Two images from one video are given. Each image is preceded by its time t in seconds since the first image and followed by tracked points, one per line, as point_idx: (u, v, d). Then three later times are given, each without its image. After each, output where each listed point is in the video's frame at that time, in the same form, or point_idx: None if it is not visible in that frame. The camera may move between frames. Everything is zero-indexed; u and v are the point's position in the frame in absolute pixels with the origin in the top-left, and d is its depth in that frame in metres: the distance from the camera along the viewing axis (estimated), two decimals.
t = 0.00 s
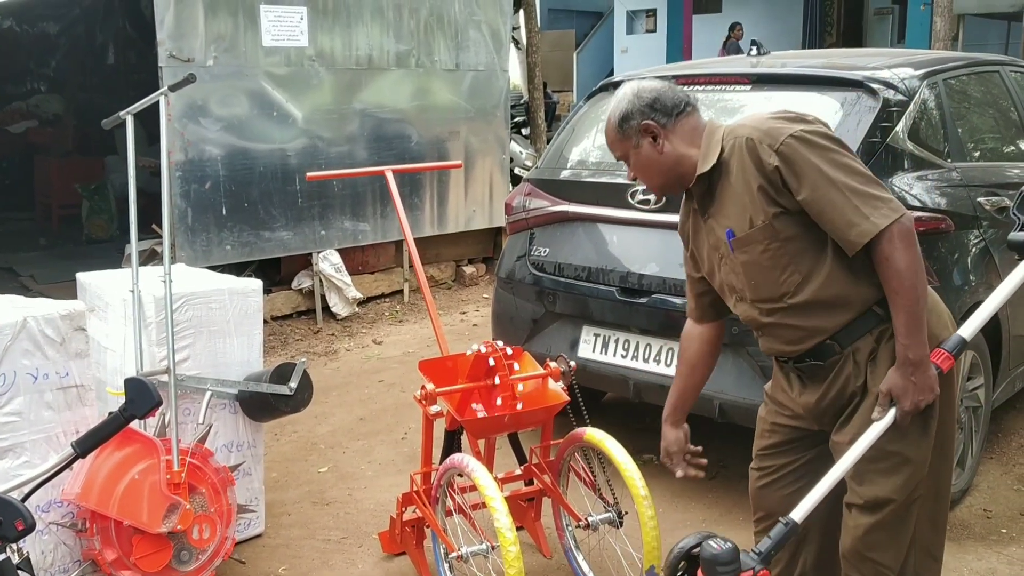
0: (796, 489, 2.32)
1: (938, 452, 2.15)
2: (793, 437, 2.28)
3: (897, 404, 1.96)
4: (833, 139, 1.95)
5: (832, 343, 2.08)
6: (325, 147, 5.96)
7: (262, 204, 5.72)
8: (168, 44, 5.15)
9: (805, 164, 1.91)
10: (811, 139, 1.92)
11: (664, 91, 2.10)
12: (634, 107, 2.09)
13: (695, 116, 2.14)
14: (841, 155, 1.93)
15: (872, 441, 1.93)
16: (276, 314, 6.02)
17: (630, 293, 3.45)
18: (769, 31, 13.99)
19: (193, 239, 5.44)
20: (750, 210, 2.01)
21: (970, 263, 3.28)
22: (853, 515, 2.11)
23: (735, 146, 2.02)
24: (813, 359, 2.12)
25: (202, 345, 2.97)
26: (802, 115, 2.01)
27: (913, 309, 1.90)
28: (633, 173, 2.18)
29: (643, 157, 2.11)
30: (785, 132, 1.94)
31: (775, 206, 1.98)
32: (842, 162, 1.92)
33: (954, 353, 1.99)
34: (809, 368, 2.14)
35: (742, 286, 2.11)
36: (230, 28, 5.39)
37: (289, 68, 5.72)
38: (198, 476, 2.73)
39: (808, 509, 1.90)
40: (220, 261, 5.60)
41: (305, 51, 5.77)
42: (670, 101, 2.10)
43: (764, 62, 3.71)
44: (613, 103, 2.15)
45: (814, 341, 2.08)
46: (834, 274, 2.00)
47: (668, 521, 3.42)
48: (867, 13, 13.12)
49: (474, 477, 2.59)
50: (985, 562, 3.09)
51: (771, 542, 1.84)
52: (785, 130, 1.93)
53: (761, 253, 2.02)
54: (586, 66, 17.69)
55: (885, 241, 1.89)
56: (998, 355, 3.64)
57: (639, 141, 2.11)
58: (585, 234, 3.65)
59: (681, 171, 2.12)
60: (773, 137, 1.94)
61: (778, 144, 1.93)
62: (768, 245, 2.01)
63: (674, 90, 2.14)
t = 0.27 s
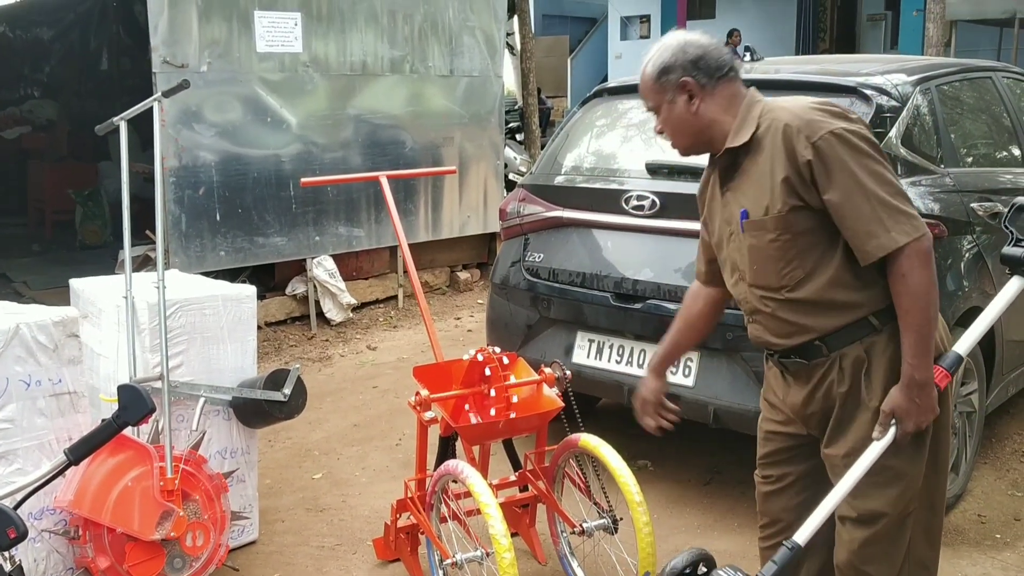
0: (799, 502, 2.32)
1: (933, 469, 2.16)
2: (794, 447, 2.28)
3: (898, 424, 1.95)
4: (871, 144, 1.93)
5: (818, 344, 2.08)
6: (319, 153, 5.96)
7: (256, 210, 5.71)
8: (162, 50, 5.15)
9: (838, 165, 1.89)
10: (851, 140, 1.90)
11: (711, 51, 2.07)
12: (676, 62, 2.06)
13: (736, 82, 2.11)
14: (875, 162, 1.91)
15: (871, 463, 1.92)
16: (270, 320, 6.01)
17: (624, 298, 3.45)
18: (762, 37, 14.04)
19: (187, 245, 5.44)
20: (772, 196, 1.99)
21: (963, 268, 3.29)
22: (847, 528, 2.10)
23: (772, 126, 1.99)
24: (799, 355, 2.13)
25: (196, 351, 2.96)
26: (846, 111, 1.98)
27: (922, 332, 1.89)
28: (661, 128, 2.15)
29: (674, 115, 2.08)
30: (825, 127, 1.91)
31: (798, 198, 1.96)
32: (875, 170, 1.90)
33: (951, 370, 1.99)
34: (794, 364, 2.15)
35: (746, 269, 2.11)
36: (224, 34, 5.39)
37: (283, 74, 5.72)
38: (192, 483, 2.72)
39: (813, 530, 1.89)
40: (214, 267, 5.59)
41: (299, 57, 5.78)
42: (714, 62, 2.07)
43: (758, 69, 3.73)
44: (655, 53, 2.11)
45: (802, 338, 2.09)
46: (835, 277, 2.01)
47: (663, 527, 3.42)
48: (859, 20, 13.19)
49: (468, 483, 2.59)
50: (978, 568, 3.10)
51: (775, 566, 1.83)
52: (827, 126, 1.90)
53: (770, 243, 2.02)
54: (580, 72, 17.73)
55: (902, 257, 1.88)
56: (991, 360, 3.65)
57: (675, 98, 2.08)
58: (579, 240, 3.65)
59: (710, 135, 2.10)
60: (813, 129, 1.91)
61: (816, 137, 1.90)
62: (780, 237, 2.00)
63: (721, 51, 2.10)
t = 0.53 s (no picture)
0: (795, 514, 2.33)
1: (926, 488, 2.17)
2: (786, 456, 2.29)
3: (898, 448, 1.96)
4: (917, 159, 1.92)
5: (811, 344, 2.08)
6: (314, 158, 5.96)
7: (250, 216, 5.70)
8: (156, 55, 5.15)
9: (883, 174, 1.88)
10: (901, 151, 1.89)
11: (769, 25, 2.04)
12: (732, 33, 2.04)
13: (790, 61, 2.09)
14: (919, 180, 1.91)
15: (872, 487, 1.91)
16: (264, 326, 6.00)
17: (619, 304, 3.46)
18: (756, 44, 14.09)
19: (181, 250, 5.43)
20: (805, 190, 1.98)
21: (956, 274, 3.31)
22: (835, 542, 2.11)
23: (824, 118, 1.98)
24: (789, 351, 2.13)
25: (190, 357, 2.96)
26: (901, 120, 1.96)
27: (932, 359, 1.91)
28: (706, 97, 2.14)
29: (722, 87, 2.07)
30: (879, 133, 1.89)
31: (833, 197, 1.96)
32: (917, 188, 1.90)
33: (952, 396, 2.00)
34: (782, 359, 2.15)
35: (761, 255, 2.11)
36: (219, 40, 5.39)
37: (277, 80, 5.71)
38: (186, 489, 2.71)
39: (815, 554, 1.88)
40: (208, 272, 5.58)
41: (294, 63, 5.78)
42: (772, 37, 2.04)
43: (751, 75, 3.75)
44: (711, 20, 2.08)
45: (796, 335, 2.09)
46: (844, 282, 2.01)
47: (658, 534, 3.41)
48: (852, 26, 13.25)
49: (463, 489, 2.58)
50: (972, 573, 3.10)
51: None
52: (881, 133, 1.89)
53: (791, 235, 2.02)
54: (575, 78, 17.77)
55: (924, 280, 1.89)
56: (985, 365, 3.66)
57: (725, 69, 2.06)
58: (574, 245, 3.66)
59: (755, 112, 2.09)
60: (867, 132, 1.89)
61: (869, 141, 1.89)
62: (803, 232, 2.00)
63: (780, 27, 2.07)
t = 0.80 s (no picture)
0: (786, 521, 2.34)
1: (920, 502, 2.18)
2: (780, 460, 2.29)
3: (900, 470, 1.95)
4: (946, 181, 1.91)
5: (808, 349, 2.09)
6: (309, 164, 5.96)
7: (245, 221, 5.70)
8: (151, 61, 5.15)
9: (912, 195, 1.87)
10: (933, 172, 1.87)
11: (813, 19, 2.01)
12: (777, 23, 2.00)
13: (828, 58, 2.08)
14: (945, 202, 1.90)
15: (874, 508, 1.89)
16: (258, 331, 5.99)
17: (613, 309, 3.46)
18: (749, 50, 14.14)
19: (176, 256, 5.42)
20: (828, 198, 1.96)
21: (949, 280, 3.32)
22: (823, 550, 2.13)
23: (861, 128, 1.94)
24: (786, 353, 2.13)
25: (184, 363, 2.96)
26: (934, 139, 1.95)
27: (939, 383, 1.91)
28: (737, 87, 2.10)
29: (758, 79, 2.04)
30: (914, 151, 1.87)
31: (855, 208, 1.94)
32: (942, 210, 1.89)
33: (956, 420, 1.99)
34: (777, 359, 2.15)
35: (773, 255, 2.10)
36: (213, 45, 5.40)
37: (272, 85, 5.72)
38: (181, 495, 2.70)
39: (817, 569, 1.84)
40: (203, 278, 5.58)
41: (288, 68, 5.78)
42: (815, 32, 2.02)
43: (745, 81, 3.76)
44: (754, 7, 2.04)
45: (795, 338, 2.10)
46: (853, 292, 2.01)
47: (652, 539, 3.42)
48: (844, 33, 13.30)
49: (458, 495, 2.58)
50: None
51: None
52: (917, 151, 1.87)
53: (807, 241, 2.01)
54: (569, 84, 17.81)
55: (937, 304, 1.90)
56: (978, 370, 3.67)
57: (766, 60, 2.03)
58: (568, 251, 3.67)
59: (788, 108, 2.07)
60: (902, 148, 1.87)
61: (904, 158, 1.87)
62: (819, 239, 1.99)
63: (822, 21, 2.05)
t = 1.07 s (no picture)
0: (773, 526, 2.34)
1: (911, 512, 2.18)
2: (770, 468, 2.29)
3: (902, 485, 1.95)
4: (960, 198, 1.91)
5: (801, 354, 2.09)
6: (303, 169, 5.96)
7: (239, 227, 5.70)
8: (145, 66, 5.15)
9: (927, 210, 1.86)
10: (949, 189, 1.87)
11: (832, 23, 2.00)
12: (794, 27, 2.00)
13: (847, 62, 2.07)
14: (957, 220, 1.90)
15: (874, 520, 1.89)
16: (253, 337, 5.98)
17: (607, 314, 3.46)
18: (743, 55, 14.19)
19: (170, 262, 5.42)
20: (839, 206, 1.95)
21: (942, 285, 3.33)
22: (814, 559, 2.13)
23: (881, 138, 1.93)
24: (779, 357, 2.13)
25: (178, 369, 2.95)
26: (950, 155, 1.94)
27: (941, 400, 1.92)
28: (754, 90, 2.10)
29: (774, 83, 2.04)
30: (932, 167, 1.86)
31: (866, 219, 1.94)
32: (954, 228, 1.89)
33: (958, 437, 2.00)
34: (770, 362, 2.16)
35: (778, 258, 2.09)
36: (208, 51, 5.40)
37: (267, 91, 5.72)
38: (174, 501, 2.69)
39: None
40: (197, 284, 5.57)
41: (283, 74, 5.78)
42: (833, 36, 2.01)
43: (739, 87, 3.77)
44: (772, 10, 2.04)
45: (790, 342, 2.10)
46: (855, 302, 2.01)
47: (647, 545, 3.41)
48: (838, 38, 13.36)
49: (451, 501, 2.58)
50: None
51: None
52: (935, 166, 1.86)
53: (815, 248, 2.00)
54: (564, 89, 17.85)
55: (941, 320, 1.91)
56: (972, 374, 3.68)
57: (782, 65, 2.03)
58: (563, 256, 3.67)
59: (805, 113, 2.06)
60: (920, 163, 1.86)
61: (921, 173, 1.86)
62: (827, 247, 1.98)
63: (841, 24, 2.04)
